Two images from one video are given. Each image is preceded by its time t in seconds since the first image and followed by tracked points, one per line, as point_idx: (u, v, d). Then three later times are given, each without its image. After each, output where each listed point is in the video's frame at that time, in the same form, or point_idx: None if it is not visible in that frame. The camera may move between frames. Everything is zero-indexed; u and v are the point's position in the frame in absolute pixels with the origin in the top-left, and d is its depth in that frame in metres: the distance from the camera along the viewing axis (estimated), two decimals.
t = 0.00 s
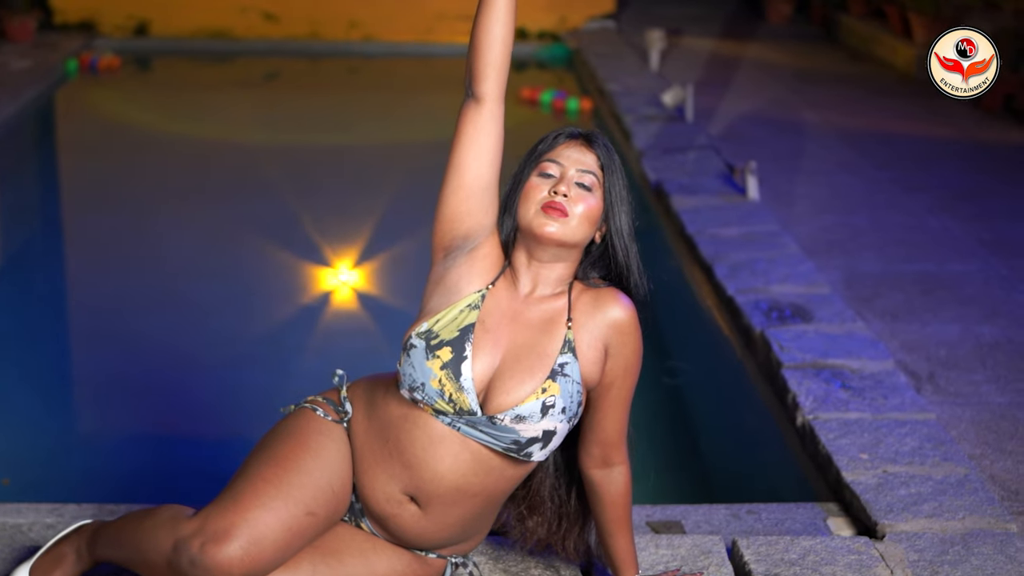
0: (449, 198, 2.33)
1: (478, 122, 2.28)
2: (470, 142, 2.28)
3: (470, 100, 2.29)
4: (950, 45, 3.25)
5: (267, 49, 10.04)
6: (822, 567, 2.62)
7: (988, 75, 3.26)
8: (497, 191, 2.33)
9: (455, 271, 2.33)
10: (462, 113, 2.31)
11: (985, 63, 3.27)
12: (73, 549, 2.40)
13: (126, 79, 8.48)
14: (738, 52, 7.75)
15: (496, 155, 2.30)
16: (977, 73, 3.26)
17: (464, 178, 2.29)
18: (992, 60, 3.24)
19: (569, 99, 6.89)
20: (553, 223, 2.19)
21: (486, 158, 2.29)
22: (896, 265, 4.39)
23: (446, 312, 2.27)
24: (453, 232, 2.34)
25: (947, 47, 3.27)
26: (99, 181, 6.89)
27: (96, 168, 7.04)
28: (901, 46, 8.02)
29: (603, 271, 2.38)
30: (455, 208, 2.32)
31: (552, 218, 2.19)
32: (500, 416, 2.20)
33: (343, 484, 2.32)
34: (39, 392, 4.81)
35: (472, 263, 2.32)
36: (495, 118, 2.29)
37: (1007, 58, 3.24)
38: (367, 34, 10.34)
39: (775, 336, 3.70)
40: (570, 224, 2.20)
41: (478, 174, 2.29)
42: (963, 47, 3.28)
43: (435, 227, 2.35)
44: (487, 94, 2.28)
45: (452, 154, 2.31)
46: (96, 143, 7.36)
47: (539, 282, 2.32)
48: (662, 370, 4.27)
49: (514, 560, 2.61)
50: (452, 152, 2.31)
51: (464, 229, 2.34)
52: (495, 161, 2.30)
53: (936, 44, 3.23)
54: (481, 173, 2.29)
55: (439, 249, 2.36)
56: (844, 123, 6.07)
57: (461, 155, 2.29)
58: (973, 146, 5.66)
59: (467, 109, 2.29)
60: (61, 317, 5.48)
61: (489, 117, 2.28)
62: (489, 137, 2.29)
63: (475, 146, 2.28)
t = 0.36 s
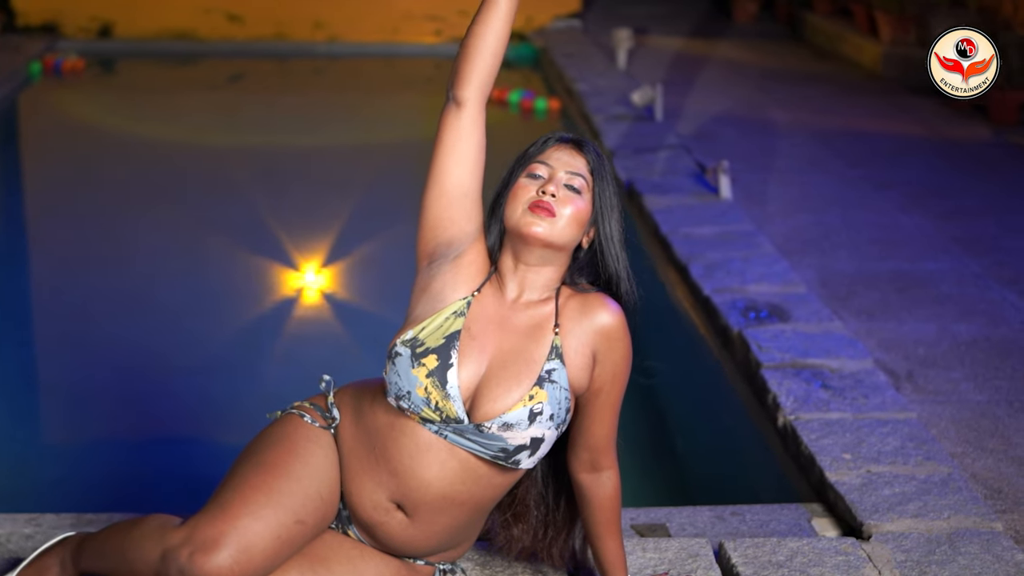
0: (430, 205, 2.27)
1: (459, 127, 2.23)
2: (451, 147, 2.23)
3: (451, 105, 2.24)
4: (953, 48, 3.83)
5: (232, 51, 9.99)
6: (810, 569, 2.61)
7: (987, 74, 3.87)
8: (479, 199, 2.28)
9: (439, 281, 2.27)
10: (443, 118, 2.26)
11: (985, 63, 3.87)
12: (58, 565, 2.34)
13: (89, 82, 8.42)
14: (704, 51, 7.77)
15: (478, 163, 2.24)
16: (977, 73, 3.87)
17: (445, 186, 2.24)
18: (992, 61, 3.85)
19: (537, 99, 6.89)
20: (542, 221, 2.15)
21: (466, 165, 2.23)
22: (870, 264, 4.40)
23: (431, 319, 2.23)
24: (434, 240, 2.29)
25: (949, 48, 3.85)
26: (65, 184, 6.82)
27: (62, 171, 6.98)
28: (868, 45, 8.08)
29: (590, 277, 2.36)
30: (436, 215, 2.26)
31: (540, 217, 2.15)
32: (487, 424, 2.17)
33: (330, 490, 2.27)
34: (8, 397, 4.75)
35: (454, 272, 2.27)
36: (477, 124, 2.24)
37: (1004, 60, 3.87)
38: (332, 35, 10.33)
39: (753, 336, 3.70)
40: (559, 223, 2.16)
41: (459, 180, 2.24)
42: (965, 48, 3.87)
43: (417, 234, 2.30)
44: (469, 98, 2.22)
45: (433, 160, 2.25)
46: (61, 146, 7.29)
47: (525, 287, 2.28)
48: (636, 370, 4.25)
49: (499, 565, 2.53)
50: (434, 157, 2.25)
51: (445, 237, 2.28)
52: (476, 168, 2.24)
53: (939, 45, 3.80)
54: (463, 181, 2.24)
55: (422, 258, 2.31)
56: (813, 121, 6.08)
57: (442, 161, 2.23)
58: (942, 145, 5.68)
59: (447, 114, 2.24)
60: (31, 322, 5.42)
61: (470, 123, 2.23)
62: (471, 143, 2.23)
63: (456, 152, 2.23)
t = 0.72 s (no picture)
0: (410, 218, 2.23)
1: (439, 137, 2.18)
2: (431, 158, 2.18)
3: (431, 114, 2.19)
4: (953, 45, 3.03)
5: (194, 51, 9.93)
6: None
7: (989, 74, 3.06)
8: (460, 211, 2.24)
9: (423, 293, 2.24)
10: (423, 127, 2.21)
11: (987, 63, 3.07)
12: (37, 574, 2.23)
13: (50, 84, 8.34)
14: (667, 50, 7.75)
15: (460, 176, 2.20)
16: (977, 74, 3.06)
17: (424, 197, 2.20)
18: (994, 60, 3.04)
19: (504, 99, 6.86)
20: (527, 227, 2.11)
21: (446, 176, 2.19)
22: (844, 263, 4.39)
23: (413, 333, 2.18)
24: (415, 253, 2.25)
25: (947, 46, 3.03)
26: (26, 188, 6.73)
27: (23, 174, 6.89)
28: (833, 40, 8.19)
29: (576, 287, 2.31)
30: (416, 228, 2.22)
31: (526, 222, 2.11)
32: (472, 439, 2.12)
33: (311, 503, 2.20)
34: None
35: (436, 283, 2.24)
36: (458, 134, 2.19)
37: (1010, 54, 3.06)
38: (295, 36, 10.28)
39: (730, 337, 3.67)
40: (544, 229, 2.12)
41: (439, 192, 2.19)
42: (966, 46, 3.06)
43: (398, 246, 2.26)
44: (450, 107, 2.17)
45: (413, 172, 2.21)
46: (22, 149, 7.21)
47: (509, 298, 2.24)
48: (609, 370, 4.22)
49: None
50: (415, 167, 2.21)
51: (426, 250, 2.24)
52: (457, 179, 2.20)
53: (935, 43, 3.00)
54: (443, 195, 2.20)
55: (403, 269, 2.27)
56: (781, 119, 6.08)
57: (422, 171, 2.19)
58: (910, 143, 5.68)
59: (428, 124, 2.19)
60: None
61: (450, 133, 2.18)
62: (451, 153, 2.19)
63: (435, 165, 2.19)
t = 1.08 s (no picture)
0: (382, 236, 2.17)
1: (405, 152, 2.12)
2: (399, 174, 2.13)
3: (396, 127, 2.13)
4: (953, 47, 4.01)
5: (152, 54, 9.85)
6: None
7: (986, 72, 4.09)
8: (434, 227, 2.18)
9: (399, 310, 2.19)
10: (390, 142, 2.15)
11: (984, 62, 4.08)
12: None
13: (6, 87, 8.25)
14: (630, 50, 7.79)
15: (430, 192, 2.15)
16: (977, 72, 4.06)
17: (394, 215, 2.14)
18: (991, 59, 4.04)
19: (467, 101, 6.84)
20: (508, 240, 2.08)
21: (415, 191, 2.14)
22: (813, 265, 4.38)
23: (390, 353, 2.14)
24: (389, 271, 2.19)
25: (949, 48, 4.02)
26: None
27: None
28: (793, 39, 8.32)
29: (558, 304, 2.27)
30: (389, 246, 2.17)
31: (507, 235, 2.08)
32: (451, 460, 2.08)
33: (289, 526, 2.16)
34: None
35: (413, 301, 2.19)
36: (425, 147, 2.14)
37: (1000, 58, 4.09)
38: (252, 37, 10.22)
39: (703, 343, 3.64)
40: (525, 241, 2.09)
41: (409, 209, 2.14)
42: (965, 48, 4.05)
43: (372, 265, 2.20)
44: (415, 120, 2.12)
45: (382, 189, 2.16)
46: None
47: (490, 314, 2.19)
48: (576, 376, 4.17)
49: None
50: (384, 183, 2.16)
51: (400, 268, 2.19)
52: (426, 194, 2.14)
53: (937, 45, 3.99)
54: (415, 212, 2.14)
55: (379, 288, 2.22)
56: (745, 119, 6.07)
57: (390, 187, 2.13)
58: (874, 144, 5.69)
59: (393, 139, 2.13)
60: None
61: (417, 146, 2.13)
62: (419, 167, 2.13)
63: (404, 181, 2.13)
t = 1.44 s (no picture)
0: (355, 252, 2.12)
1: (374, 164, 2.07)
2: (369, 187, 2.08)
3: (364, 139, 2.08)
4: (955, 47, 4.40)
5: (108, 57, 9.76)
6: None
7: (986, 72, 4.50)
8: (408, 239, 2.13)
9: (374, 326, 2.15)
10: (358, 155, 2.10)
11: (984, 62, 4.52)
12: None
13: None
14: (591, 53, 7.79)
15: (402, 207, 2.10)
16: (976, 72, 4.46)
17: (366, 229, 2.09)
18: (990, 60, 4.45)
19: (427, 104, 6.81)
20: (489, 253, 2.06)
21: (386, 203, 2.09)
22: (780, 268, 4.36)
23: (367, 369, 2.10)
24: (364, 287, 2.14)
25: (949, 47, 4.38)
26: None
27: None
28: (752, 39, 8.32)
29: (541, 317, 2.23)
30: (362, 261, 2.11)
31: (488, 247, 2.06)
32: (433, 479, 2.04)
33: (264, 548, 2.11)
34: None
35: (388, 317, 2.15)
36: (395, 159, 2.09)
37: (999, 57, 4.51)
38: (208, 40, 10.16)
39: (673, 348, 3.60)
40: (507, 254, 2.07)
41: (381, 222, 2.09)
42: (967, 50, 4.45)
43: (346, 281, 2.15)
44: (383, 130, 2.07)
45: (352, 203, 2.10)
46: None
47: (470, 328, 2.15)
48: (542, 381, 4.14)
49: None
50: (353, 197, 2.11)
51: (375, 283, 2.14)
52: (398, 208, 2.09)
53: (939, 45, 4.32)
54: (387, 225, 2.09)
55: (354, 303, 2.17)
56: (707, 122, 6.07)
57: (361, 200, 2.08)
58: (835, 148, 5.70)
59: (361, 150, 2.08)
60: None
61: (386, 158, 2.07)
62: (389, 180, 2.08)
63: (376, 194, 2.08)
